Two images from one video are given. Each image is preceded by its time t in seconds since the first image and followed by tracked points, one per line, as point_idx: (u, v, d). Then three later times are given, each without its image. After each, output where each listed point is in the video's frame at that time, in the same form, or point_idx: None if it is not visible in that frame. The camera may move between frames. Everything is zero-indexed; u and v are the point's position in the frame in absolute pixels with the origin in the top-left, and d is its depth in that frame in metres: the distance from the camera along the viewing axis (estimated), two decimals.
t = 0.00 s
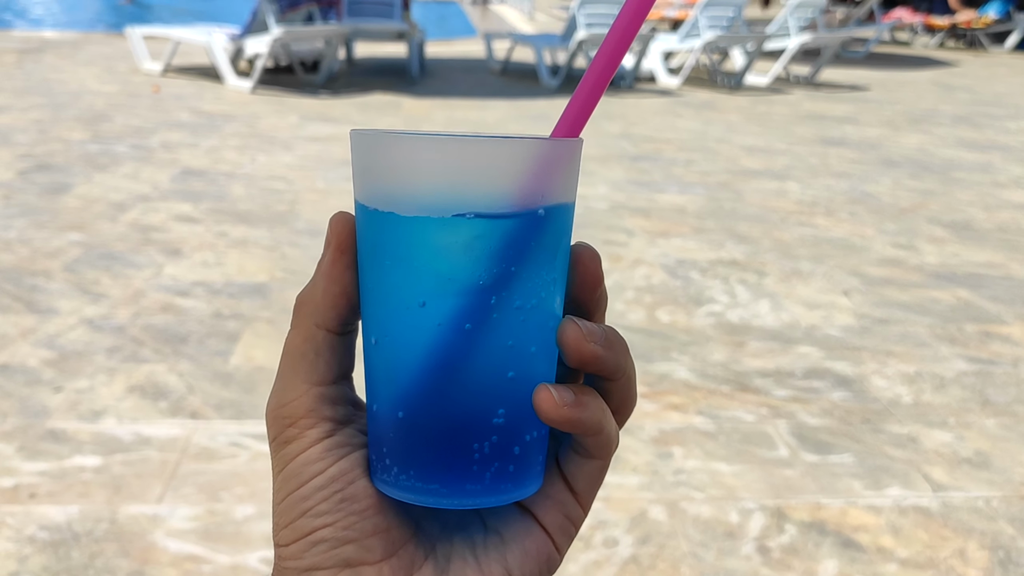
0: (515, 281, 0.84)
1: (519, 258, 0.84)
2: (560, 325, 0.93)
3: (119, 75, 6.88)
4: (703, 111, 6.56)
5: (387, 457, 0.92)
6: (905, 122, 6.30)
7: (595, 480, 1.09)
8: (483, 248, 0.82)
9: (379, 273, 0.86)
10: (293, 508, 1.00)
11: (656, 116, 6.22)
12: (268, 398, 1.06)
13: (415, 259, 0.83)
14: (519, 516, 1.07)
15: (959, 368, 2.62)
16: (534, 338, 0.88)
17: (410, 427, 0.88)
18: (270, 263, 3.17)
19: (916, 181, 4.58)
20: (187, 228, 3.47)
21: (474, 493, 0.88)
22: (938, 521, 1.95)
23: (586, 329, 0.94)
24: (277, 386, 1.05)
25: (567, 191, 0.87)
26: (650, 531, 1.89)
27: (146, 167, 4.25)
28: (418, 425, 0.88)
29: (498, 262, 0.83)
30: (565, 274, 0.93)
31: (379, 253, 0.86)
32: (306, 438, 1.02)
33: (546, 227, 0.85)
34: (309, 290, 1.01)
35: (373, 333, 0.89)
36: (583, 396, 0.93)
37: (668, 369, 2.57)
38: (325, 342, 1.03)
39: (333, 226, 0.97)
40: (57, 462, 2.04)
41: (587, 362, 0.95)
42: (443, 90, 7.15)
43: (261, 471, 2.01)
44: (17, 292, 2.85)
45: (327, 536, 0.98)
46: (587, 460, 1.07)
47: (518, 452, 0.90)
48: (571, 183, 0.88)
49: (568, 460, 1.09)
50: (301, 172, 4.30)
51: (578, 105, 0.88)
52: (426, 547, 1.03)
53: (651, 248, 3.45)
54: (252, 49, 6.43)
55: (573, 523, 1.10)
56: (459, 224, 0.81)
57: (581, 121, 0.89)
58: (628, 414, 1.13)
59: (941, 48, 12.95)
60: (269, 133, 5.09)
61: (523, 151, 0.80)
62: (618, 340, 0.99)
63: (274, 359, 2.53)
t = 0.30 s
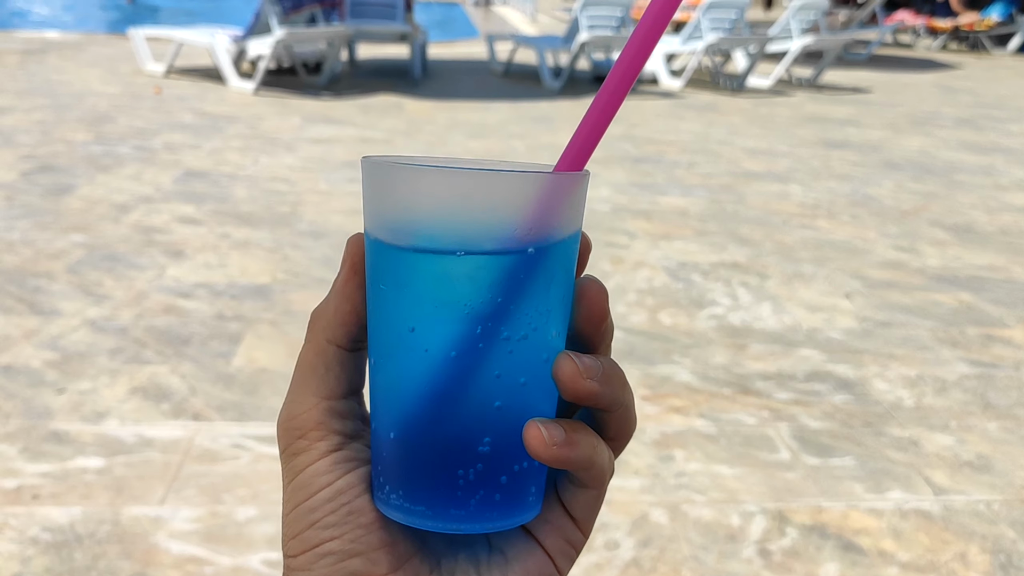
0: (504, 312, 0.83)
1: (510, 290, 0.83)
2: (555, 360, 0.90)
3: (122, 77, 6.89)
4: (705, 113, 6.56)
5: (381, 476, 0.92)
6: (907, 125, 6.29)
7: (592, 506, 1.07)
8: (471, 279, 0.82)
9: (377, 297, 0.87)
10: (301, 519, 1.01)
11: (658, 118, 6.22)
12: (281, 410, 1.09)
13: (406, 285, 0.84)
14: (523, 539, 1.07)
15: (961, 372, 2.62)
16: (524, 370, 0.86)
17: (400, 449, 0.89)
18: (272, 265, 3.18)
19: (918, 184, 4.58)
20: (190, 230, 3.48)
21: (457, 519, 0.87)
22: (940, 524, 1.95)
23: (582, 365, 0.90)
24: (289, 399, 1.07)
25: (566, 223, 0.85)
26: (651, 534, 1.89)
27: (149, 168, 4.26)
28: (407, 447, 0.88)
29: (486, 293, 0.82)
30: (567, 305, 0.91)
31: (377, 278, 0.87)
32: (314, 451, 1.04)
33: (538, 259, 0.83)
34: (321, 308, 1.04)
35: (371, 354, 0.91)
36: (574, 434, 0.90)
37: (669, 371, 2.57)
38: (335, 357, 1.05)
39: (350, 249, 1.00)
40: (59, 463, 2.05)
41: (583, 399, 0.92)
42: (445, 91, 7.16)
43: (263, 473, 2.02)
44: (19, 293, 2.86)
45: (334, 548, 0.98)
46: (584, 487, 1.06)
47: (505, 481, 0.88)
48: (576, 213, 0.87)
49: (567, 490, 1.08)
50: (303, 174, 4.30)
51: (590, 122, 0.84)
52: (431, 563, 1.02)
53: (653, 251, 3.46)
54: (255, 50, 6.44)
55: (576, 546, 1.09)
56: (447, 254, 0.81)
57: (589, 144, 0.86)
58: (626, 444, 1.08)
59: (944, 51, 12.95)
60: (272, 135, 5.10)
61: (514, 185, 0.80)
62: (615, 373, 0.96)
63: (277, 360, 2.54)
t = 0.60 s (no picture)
0: (481, 361, 0.80)
1: (489, 339, 0.79)
2: (532, 410, 0.85)
3: (120, 79, 6.90)
4: (703, 115, 6.57)
5: (367, 513, 0.90)
6: (904, 127, 6.30)
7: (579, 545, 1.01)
8: (447, 328, 0.79)
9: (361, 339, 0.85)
10: (299, 547, 1.02)
11: (655, 120, 6.23)
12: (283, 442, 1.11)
13: (383, 331, 0.81)
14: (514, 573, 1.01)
15: (956, 374, 2.63)
16: (500, 416, 0.82)
17: (381, 491, 0.86)
18: (269, 268, 3.18)
19: (915, 186, 4.58)
20: (187, 232, 3.48)
21: (434, 557, 0.84)
22: (934, 527, 1.96)
23: (558, 416, 0.85)
24: (290, 432, 1.09)
25: (550, 272, 0.81)
26: (647, 537, 1.90)
27: (147, 171, 4.26)
28: (388, 489, 0.86)
29: (461, 343, 0.79)
30: (549, 355, 0.86)
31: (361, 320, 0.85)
32: (313, 482, 1.05)
33: (516, 309, 0.79)
34: (319, 345, 1.06)
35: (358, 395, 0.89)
36: (547, 484, 0.86)
37: (665, 374, 2.57)
38: (331, 394, 1.07)
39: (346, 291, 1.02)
40: (56, 466, 2.05)
41: (559, 447, 0.88)
42: (443, 93, 7.16)
43: (260, 476, 2.02)
44: (17, 296, 2.87)
45: None
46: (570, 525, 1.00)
47: (482, 523, 0.84)
48: (559, 260, 0.82)
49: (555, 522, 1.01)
50: (301, 176, 4.31)
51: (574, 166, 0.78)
52: None
53: (650, 253, 3.46)
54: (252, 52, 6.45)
55: None
56: (424, 304, 0.78)
57: (575, 186, 0.79)
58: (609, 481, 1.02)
59: (941, 52, 12.97)
60: (269, 137, 5.11)
61: (488, 240, 0.76)
62: (594, 419, 0.92)
63: (274, 363, 2.54)
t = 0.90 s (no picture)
0: (440, 410, 0.76)
1: (451, 388, 0.76)
2: (491, 456, 0.81)
3: (115, 82, 6.90)
4: (697, 118, 6.58)
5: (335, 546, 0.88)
6: (898, 129, 6.32)
7: None
8: (407, 376, 0.75)
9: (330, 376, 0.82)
10: None
11: (650, 123, 6.24)
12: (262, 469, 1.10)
13: (348, 373, 0.78)
14: None
15: (948, 377, 2.63)
16: (458, 462, 0.79)
17: (346, 529, 0.84)
18: (264, 271, 3.18)
19: (908, 189, 4.59)
20: (181, 236, 3.48)
21: None
22: (926, 529, 1.97)
23: (517, 465, 0.81)
24: (268, 460, 1.08)
25: (518, 317, 0.77)
26: (639, 541, 1.90)
27: (141, 174, 4.26)
28: (352, 528, 0.83)
29: (421, 391, 0.76)
30: (511, 404, 0.82)
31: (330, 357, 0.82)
32: (290, 512, 1.03)
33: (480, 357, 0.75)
34: (298, 377, 1.05)
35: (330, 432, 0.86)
36: (504, 530, 0.81)
37: (659, 378, 2.58)
38: (309, 426, 1.06)
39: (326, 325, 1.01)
40: (50, 471, 2.05)
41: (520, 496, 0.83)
42: (438, 96, 7.17)
43: (253, 481, 2.02)
44: (10, 301, 2.87)
45: None
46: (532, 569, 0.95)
47: (440, 564, 0.81)
48: (524, 309, 0.78)
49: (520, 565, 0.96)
50: (295, 179, 4.31)
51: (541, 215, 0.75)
52: None
53: (644, 256, 3.47)
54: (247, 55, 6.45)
55: None
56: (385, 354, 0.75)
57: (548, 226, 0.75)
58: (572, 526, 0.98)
59: (935, 54, 13.01)
60: (264, 140, 5.11)
61: (448, 293, 0.72)
62: (554, 466, 0.87)
63: (268, 367, 2.54)
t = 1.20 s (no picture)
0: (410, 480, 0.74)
1: (422, 458, 0.73)
2: (457, 526, 0.78)
3: (110, 91, 6.90)
4: (692, 127, 6.60)
5: None
6: (892, 138, 6.35)
7: None
8: (376, 447, 0.72)
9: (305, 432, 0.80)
10: None
11: (645, 132, 6.26)
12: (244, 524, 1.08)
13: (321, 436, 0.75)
14: None
15: (942, 386, 2.64)
16: (426, 529, 0.76)
17: None
18: (259, 282, 3.19)
19: (902, 198, 4.61)
20: (176, 247, 3.48)
21: None
22: (920, 540, 1.97)
23: (483, 534, 0.77)
24: (250, 515, 1.06)
25: (489, 390, 0.74)
26: (634, 552, 1.90)
27: (136, 184, 4.26)
28: None
29: (391, 460, 0.73)
30: (480, 473, 0.79)
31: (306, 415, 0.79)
32: (269, 568, 1.01)
33: (450, 430, 0.72)
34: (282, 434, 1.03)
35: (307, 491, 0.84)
36: None
37: (654, 388, 2.58)
38: (291, 482, 1.03)
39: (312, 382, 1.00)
40: (45, 483, 2.05)
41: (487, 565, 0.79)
42: (433, 105, 7.18)
43: (248, 492, 2.02)
44: (5, 312, 2.87)
45: None
46: None
47: None
48: (498, 380, 0.75)
49: None
50: (291, 189, 4.31)
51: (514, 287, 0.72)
52: None
53: (639, 266, 3.47)
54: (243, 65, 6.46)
55: None
56: (353, 426, 0.72)
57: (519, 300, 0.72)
58: None
59: (929, 63, 13.06)
60: (259, 150, 5.12)
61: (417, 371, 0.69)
62: (523, 532, 0.84)
63: (263, 378, 2.55)
